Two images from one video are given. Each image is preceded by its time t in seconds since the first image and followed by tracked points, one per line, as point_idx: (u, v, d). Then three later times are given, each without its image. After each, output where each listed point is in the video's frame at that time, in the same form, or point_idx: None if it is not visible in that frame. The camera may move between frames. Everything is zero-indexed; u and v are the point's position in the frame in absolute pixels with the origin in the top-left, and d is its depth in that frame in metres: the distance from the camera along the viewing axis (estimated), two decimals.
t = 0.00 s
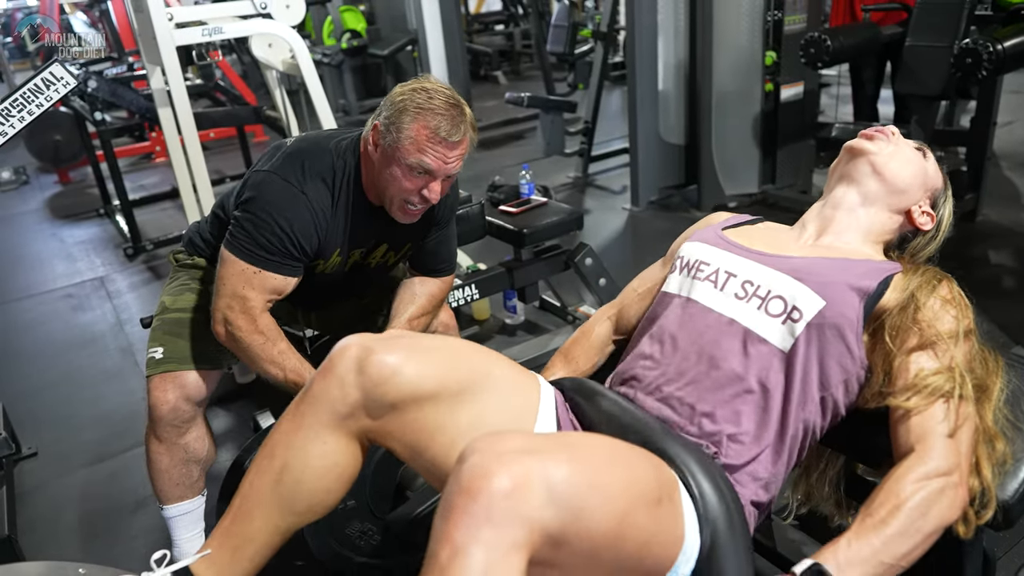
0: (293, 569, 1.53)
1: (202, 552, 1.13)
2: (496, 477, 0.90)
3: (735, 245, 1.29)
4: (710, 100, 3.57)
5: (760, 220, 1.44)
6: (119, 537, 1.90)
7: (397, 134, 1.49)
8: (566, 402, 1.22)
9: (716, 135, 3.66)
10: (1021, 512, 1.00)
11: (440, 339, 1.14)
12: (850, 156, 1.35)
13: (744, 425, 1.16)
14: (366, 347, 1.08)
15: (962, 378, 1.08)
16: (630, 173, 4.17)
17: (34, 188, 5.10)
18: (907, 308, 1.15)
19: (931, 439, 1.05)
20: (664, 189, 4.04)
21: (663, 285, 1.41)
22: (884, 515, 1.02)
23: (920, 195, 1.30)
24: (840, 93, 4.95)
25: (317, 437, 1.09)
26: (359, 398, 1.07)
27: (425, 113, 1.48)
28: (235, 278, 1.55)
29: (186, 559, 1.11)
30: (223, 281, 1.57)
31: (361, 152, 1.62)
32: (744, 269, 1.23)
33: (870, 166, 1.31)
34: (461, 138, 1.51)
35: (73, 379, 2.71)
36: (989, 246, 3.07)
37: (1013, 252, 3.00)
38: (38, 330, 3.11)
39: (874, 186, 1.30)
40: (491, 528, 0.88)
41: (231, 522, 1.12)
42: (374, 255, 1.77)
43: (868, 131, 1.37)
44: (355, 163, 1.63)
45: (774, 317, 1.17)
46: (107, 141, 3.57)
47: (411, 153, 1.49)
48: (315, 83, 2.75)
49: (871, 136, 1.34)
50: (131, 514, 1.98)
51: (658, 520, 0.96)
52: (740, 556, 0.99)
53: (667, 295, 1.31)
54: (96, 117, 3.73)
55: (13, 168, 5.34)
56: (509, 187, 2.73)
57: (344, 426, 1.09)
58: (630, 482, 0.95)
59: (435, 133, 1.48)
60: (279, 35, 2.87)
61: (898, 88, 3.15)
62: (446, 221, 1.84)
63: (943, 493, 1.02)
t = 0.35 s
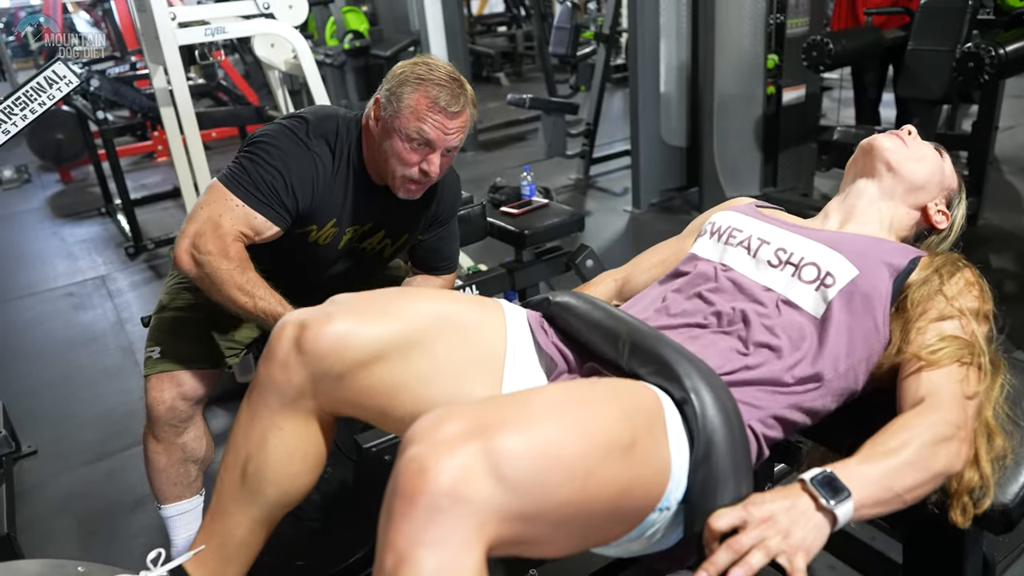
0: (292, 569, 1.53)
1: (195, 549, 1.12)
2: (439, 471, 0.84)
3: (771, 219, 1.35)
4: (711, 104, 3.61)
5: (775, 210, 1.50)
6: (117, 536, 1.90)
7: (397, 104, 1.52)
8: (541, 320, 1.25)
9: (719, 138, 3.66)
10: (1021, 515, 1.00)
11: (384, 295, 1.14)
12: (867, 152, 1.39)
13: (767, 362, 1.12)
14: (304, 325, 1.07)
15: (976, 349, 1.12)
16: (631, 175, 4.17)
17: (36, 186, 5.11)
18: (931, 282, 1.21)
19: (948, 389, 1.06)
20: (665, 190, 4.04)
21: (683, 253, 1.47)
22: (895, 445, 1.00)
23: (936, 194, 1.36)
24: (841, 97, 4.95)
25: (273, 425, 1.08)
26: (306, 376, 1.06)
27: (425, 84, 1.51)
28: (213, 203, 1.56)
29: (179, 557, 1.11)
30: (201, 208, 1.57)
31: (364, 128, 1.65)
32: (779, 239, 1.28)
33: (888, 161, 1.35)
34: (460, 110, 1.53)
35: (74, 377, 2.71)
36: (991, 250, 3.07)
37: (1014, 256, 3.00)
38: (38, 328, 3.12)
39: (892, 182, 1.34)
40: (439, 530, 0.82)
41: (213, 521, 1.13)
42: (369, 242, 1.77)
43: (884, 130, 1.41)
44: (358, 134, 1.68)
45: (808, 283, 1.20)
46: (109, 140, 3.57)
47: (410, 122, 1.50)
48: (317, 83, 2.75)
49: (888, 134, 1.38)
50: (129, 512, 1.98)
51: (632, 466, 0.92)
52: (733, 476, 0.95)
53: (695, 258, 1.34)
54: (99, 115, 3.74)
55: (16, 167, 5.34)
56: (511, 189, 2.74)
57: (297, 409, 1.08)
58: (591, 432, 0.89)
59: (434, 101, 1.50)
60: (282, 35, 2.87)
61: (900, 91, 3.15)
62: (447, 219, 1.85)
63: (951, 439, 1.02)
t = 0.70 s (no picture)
0: (291, 569, 1.53)
1: (193, 549, 1.11)
2: (431, 472, 0.84)
3: (786, 206, 1.34)
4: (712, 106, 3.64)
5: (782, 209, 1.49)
6: (116, 536, 1.89)
7: (398, 103, 1.52)
8: (539, 293, 1.26)
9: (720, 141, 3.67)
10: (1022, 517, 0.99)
11: (374, 283, 1.13)
12: (880, 155, 1.39)
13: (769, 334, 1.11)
14: (293, 320, 1.06)
15: (984, 338, 1.12)
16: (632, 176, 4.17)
17: (37, 186, 5.11)
18: (940, 275, 1.21)
19: (956, 373, 1.07)
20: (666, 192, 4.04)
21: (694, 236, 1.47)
22: (902, 417, 1.01)
23: (944, 201, 1.35)
24: (842, 99, 4.95)
25: (268, 421, 1.08)
26: (300, 372, 1.05)
27: (427, 84, 1.52)
28: (211, 181, 1.58)
29: (176, 557, 1.10)
30: (201, 185, 1.57)
31: (365, 125, 1.65)
32: (792, 223, 1.27)
33: (899, 163, 1.35)
34: (462, 110, 1.53)
35: (73, 377, 2.71)
36: (991, 253, 3.07)
37: (1015, 260, 3.00)
38: (38, 328, 3.12)
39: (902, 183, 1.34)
40: (433, 531, 0.83)
41: (210, 519, 1.13)
42: (367, 239, 1.77)
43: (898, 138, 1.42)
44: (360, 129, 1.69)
45: (822, 266, 1.19)
46: (109, 139, 3.57)
47: (411, 122, 1.50)
48: (319, 83, 2.74)
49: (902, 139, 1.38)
50: (129, 512, 1.98)
51: (631, 448, 0.91)
52: (737, 441, 0.94)
53: (706, 238, 1.34)
54: (100, 115, 3.74)
55: (17, 166, 5.35)
56: (512, 190, 2.74)
57: (292, 406, 1.07)
58: (585, 421, 0.89)
59: (436, 102, 1.50)
60: (284, 36, 2.86)
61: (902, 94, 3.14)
62: (446, 219, 1.84)
63: (955, 419, 1.02)
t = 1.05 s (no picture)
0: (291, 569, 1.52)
1: (192, 549, 1.11)
2: (447, 474, 0.83)
3: (772, 218, 1.33)
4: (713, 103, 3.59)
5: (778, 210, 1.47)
6: (116, 535, 1.89)
7: (395, 116, 1.51)
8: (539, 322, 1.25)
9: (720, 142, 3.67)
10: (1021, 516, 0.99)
11: (381, 292, 1.13)
12: (869, 152, 1.38)
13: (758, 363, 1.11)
14: (303, 323, 1.06)
15: (977, 347, 1.10)
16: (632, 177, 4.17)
17: (37, 185, 5.11)
18: (932, 281, 1.20)
19: (948, 392, 1.05)
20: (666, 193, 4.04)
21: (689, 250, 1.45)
22: (895, 445, 1.00)
23: (936, 195, 1.35)
24: (844, 100, 4.95)
25: (271, 422, 1.07)
26: (307, 375, 1.05)
27: (423, 96, 1.50)
28: (209, 210, 1.56)
29: (176, 556, 1.10)
30: (199, 213, 1.57)
31: (363, 135, 1.64)
32: (779, 237, 1.25)
33: (888, 162, 1.34)
34: (460, 122, 1.52)
35: (73, 376, 2.70)
36: (992, 254, 3.06)
37: (1015, 261, 2.99)
38: (38, 327, 3.12)
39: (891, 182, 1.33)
40: (447, 532, 0.82)
41: (210, 521, 1.13)
42: (368, 247, 1.76)
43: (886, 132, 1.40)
44: (355, 138, 1.68)
45: (809, 282, 1.18)
46: (111, 138, 3.57)
47: (409, 135, 1.50)
48: (319, 83, 2.74)
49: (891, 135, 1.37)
50: (128, 511, 1.97)
51: (637, 471, 0.91)
52: (732, 482, 0.94)
53: (693, 256, 1.32)
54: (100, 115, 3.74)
55: (18, 166, 5.35)
56: (512, 190, 2.73)
57: (296, 407, 1.07)
58: (596, 439, 0.89)
59: (433, 114, 1.49)
60: (284, 35, 2.86)
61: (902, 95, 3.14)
62: (447, 222, 1.84)
63: (949, 438, 1.01)
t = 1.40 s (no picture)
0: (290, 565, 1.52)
1: (202, 545, 1.11)
2: (527, 489, 0.91)
3: (735, 254, 1.27)
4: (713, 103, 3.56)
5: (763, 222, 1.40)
6: (115, 531, 1.89)
7: (398, 139, 1.47)
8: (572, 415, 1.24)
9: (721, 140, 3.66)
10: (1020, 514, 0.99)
11: (452, 348, 1.14)
12: (847, 153, 1.30)
13: (745, 438, 1.15)
14: (390, 357, 1.08)
15: (959, 377, 1.06)
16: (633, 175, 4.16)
17: (37, 181, 5.11)
18: (908, 309, 1.12)
19: (930, 442, 1.03)
20: (667, 191, 4.03)
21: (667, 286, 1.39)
22: (889, 525, 1.02)
23: (920, 190, 1.25)
24: (844, 98, 4.95)
25: (334, 443, 1.09)
26: (382, 406, 1.08)
27: (426, 118, 1.46)
28: (244, 276, 1.53)
29: (187, 550, 1.10)
30: (233, 281, 1.54)
31: (363, 152, 1.60)
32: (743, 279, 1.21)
33: (865, 165, 1.26)
34: (464, 142, 1.49)
35: (73, 373, 2.70)
36: (993, 253, 3.06)
37: (1016, 260, 2.99)
38: (38, 323, 3.11)
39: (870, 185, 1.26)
40: (510, 543, 0.89)
41: (237, 516, 1.11)
42: (373, 254, 1.75)
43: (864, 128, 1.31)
44: (355, 156, 1.61)
45: (774, 327, 1.15)
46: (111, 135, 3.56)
47: (414, 158, 1.47)
48: (319, 79, 2.74)
49: (869, 133, 1.28)
50: (128, 507, 1.97)
51: (674, 542, 0.98)
52: None
53: (667, 306, 1.30)
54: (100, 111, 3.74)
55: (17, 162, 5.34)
56: (513, 187, 2.73)
57: (362, 433, 1.10)
58: (650, 506, 0.96)
59: (437, 137, 1.46)
60: (285, 31, 2.86)
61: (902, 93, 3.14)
62: (446, 219, 1.82)
63: (940, 493, 1.02)
